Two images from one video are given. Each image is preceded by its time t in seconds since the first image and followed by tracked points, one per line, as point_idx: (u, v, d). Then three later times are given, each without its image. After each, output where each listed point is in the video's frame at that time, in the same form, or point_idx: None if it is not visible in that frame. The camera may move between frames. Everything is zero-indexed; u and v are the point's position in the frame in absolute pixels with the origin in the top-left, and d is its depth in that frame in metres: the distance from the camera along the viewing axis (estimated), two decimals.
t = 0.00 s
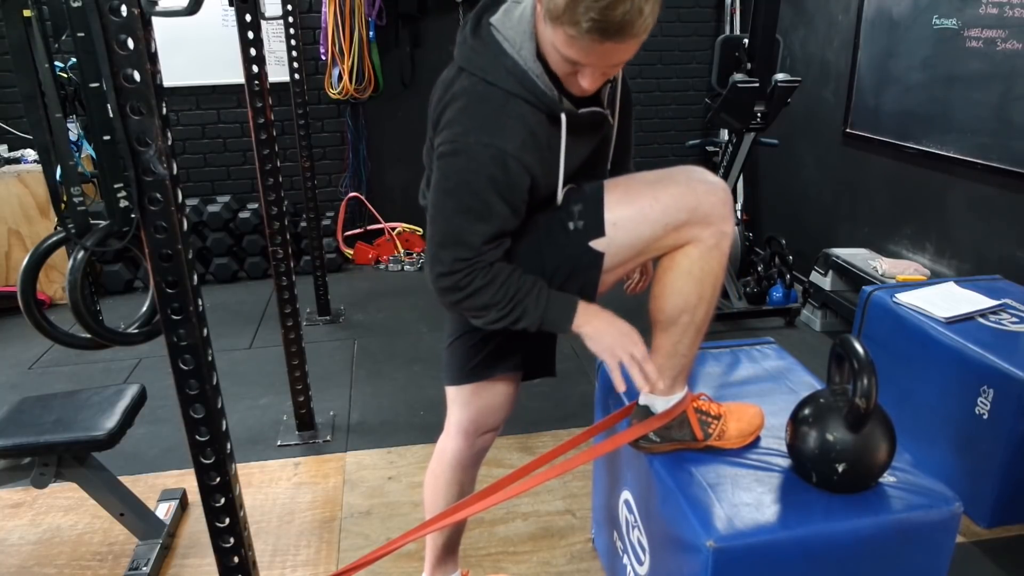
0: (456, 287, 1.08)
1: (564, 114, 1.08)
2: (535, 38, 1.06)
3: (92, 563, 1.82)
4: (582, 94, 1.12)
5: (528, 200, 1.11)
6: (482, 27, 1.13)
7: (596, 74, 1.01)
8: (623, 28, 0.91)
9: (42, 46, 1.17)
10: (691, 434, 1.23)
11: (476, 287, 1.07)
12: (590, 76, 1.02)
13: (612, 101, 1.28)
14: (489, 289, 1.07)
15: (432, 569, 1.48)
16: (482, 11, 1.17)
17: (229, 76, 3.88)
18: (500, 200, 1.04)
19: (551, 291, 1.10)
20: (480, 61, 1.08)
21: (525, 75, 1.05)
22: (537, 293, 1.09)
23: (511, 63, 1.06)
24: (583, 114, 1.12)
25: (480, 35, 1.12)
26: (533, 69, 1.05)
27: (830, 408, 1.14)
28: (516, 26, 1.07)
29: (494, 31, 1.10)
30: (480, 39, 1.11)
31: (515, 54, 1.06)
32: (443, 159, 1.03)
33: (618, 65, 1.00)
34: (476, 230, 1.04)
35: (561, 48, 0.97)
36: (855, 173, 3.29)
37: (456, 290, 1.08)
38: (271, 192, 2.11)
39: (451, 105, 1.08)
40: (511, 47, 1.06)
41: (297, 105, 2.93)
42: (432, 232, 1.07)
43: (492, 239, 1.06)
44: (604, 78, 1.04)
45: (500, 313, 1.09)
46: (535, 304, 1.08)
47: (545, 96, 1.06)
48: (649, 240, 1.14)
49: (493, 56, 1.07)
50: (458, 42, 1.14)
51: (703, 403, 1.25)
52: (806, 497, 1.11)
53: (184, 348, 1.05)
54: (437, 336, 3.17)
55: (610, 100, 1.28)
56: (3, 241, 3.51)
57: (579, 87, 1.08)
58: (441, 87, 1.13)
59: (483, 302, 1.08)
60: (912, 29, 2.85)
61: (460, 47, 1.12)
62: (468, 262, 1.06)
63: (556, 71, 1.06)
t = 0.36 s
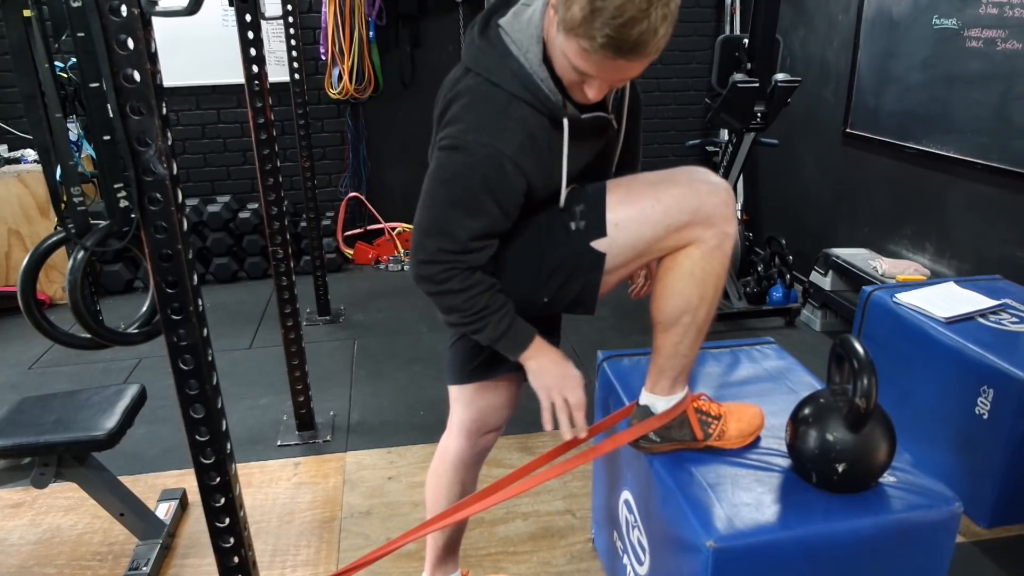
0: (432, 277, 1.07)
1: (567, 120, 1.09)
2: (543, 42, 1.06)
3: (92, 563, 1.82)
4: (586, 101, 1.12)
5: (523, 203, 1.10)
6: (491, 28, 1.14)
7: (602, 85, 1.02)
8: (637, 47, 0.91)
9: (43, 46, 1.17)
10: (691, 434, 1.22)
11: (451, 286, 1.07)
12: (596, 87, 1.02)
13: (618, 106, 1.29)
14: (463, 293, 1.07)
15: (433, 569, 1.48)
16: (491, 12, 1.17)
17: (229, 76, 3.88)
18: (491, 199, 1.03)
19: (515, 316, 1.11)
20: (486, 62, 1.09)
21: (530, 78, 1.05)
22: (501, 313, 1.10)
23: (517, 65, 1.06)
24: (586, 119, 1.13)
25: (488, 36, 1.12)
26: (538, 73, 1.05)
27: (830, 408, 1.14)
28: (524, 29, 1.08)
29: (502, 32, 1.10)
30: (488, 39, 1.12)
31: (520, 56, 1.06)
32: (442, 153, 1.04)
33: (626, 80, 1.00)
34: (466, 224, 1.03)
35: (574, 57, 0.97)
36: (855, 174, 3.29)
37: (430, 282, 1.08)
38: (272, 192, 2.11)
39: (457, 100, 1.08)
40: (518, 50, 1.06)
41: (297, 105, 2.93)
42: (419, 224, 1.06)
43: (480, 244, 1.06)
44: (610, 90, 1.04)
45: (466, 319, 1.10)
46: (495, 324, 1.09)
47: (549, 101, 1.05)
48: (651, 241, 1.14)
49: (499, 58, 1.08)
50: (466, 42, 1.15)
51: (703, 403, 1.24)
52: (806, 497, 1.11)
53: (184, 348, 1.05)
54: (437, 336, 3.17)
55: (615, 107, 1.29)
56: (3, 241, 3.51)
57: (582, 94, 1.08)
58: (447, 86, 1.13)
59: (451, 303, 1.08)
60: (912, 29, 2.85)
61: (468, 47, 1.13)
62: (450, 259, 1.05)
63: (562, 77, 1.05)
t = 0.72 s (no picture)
0: (431, 283, 1.06)
1: (574, 118, 1.09)
2: (551, 41, 1.06)
3: (92, 563, 1.82)
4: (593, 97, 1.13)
5: (532, 202, 1.10)
6: (498, 26, 1.14)
7: (613, 80, 1.03)
8: (650, 37, 0.93)
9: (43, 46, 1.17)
10: (691, 434, 1.22)
11: (446, 298, 1.06)
12: (606, 83, 1.03)
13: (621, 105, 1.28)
14: (455, 311, 1.07)
15: (433, 568, 1.48)
16: (496, 11, 1.17)
17: (229, 76, 3.88)
18: (506, 203, 1.03)
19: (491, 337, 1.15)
20: (494, 61, 1.08)
21: (539, 76, 1.05)
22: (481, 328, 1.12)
23: (525, 63, 1.05)
24: (592, 118, 1.13)
25: (495, 35, 1.12)
26: (546, 72, 1.05)
27: (830, 408, 1.14)
28: (533, 29, 1.07)
29: (510, 31, 1.10)
30: (496, 38, 1.11)
31: (529, 55, 1.06)
32: (452, 154, 1.04)
33: (637, 74, 1.02)
34: (480, 227, 1.03)
35: (585, 51, 0.98)
36: (855, 174, 3.29)
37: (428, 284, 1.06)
38: (272, 192, 2.11)
39: (466, 97, 1.07)
40: (525, 48, 1.06)
41: (297, 105, 2.93)
42: (433, 223, 1.06)
43: (488, 268, 1.06)
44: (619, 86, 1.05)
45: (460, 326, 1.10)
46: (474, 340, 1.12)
47: (557, 99, 1.06)
48: (650, 239, 1.14)
49: (508, 57, 1.07)
50: (473, 41, 1.14)
51: (703, 403, 1.24)
52: (806, 497, 1.11)
53: (184, 348, 1.05)
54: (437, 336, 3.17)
55: (620, 104, 1.28)
56: (3, 241, 3.51)
57: (591, 91, 1.09)
58: (454, 84, 1.13)
59: (437, 318, 1.07)
60: (912, 29, 2.85)
61: (475, 46, 1.12)
62: (457, 268, 1.05)
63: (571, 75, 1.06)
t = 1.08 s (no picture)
0: (428, 282, 1.06)
1: (571, 116, 1.09)
2: (548, 40, 1.07)
3: (92, 563, 1.82)
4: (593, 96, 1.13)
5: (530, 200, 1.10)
6: (495, 26, 1.14)
7: (616, 75, 1.02)
8: (651, 29, 0.93)
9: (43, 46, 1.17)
10: (691, 434, 1.23)
11: (443, 297, 1.06)
12: (608, 79, 1.02)
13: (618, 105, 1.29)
14: (453, 309, 1.07)
15: (433, 568, 1.48)
16: (494, 10, 1.17)
17: (229, 76, 3.88)
18: (502, 200, 1.03)
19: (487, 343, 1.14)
20: (491, 60, 1.08)
21: (536, 75, 1.05)
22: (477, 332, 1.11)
23: (522, 62, 1.06)
24: (589, 117, 1.13)
25: (492, 34, 1.12)
26: (544, 70, 1.06)
27: (829, 408, 1.14)
28: (529, 28, 1.08)
29: (507, 30, 1.10)
30: (492, 37, 1.12)
31: (526, 55, 1.06)
32: (449, 153, 1.04)
33: (637, 68, 1.02)
34: (478, 226, 1.03)
35: (584, 49, 0.98)
36: (855, 174, 3.29)
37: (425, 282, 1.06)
38: (272, 192, 2.11)
39: (464, 95, 1.07)
40: (522, 47, 1.07)
41: (297, 105, 2.93)
42: (431, 221, 1.06)
43: (484, 267, 1.06)
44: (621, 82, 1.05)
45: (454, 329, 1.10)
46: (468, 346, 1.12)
47: (555, 97, 1.06)
48: (647, 238, 1.14)
49: (505, 56, 1.07)
50: (469, 41, 1.14)
51: (703, 403, 1.25)
52: (805, 497, 1.11)
53: (184, 348, 1.05)
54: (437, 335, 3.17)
55: (617, 103, 1.29)
56: (3, 241, 3.51)
57: (593, 89, 1.09)
58: (451, 83, 1.13)
59: (435, 316, 1.07)
60: (912, 29, 2.85)
61: (472, 45, 1.13)
62: (454, 267, 1.05)
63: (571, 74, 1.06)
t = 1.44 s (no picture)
0: (428, 283, 1.06)
1: (568, 116, 1.09)
2: (544, 39, 1.07)
3: (92, 563, 1.83)
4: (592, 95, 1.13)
5: (528, 200, 1.10)
6: (492, 25, 1.14)
7: (615, 71, 1.02)
8: (648, 23, 0.93)
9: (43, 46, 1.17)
10: (691, 434, 1.23)
11: (444, 297, 1.06)
12: (607, 76, 1.02)
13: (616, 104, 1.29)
14: (454, 308, 1.07)
15: (432, 568, 1.48)
16: (492, 9, 1.17)
17: (229, 76, 3.88)
18: (501, 200, 1.03)
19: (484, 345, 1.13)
20: (489, 59, 1.08)
21: (533, 74, 1.05)
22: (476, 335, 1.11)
23: (519, 62, 1.06)
24: (587, 116, 1.13)
25: (489, 33, 1.12)
26: (541, 70, 1.05)
27: (830, 408, 1.14)
28: (526, 28, 1.08)
29: (504, 30, 1.10)
30: (490, 37, 1.11)
31: (523, 54, 1.07)
32: (447, 152, 1.04)
33: (636, 64, 1.01)
34: (477, 226, 1.03)
35: (581, 47, 0.98)
36: (855, 174, 3.29)
37: (427, 283, 1.06)
38: (272, 192, 2.11)
39: (462, 94, 1.07)
40: (519, 47, 1.07)
41: (297, 105, 2.93)
42: (430, 221, 1.06)
43: (484, 266, 1.06)
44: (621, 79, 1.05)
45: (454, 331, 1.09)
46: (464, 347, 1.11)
47: (551, 97, 1.05)
48: (646, 238, 1.14)
49: (502, 55, 1.07)
50: (467, 41, 1.14)
51: (702, 403, 1.25)
52: (805, 497, 1.11)
53: (184, 348, 1.05)
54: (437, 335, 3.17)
55: (615, 103, 1.29)
56: (3, 241, 3.51)
57: (594, 87, 1.09)
58: (449, 82, 1.13)
59: (436, 317, 1.07)
60: (912, 29, 2.85)
61: (469, 44, 1.12)
62: (455, 267, 1.05)
63: (570, 72, 1.06)
